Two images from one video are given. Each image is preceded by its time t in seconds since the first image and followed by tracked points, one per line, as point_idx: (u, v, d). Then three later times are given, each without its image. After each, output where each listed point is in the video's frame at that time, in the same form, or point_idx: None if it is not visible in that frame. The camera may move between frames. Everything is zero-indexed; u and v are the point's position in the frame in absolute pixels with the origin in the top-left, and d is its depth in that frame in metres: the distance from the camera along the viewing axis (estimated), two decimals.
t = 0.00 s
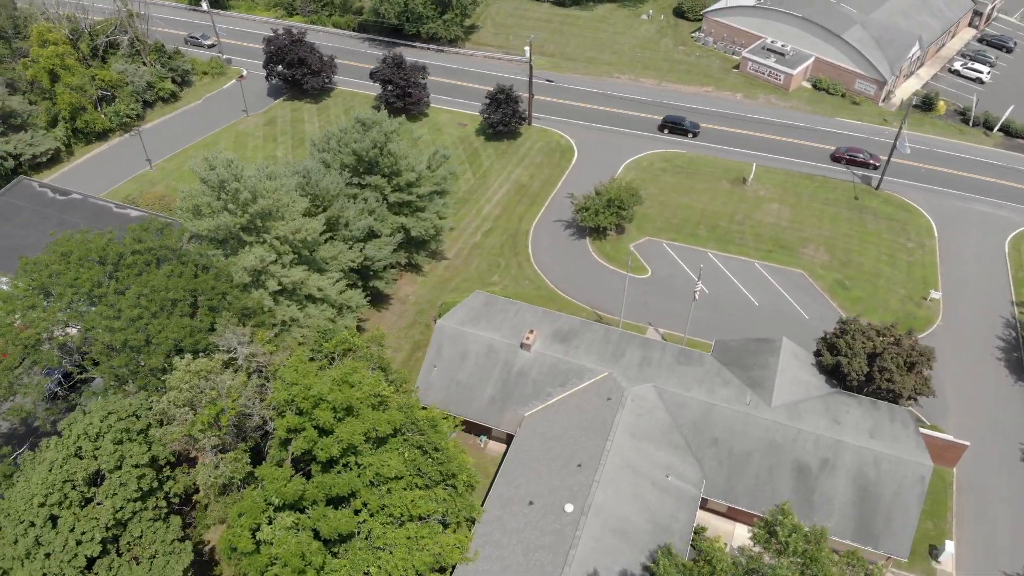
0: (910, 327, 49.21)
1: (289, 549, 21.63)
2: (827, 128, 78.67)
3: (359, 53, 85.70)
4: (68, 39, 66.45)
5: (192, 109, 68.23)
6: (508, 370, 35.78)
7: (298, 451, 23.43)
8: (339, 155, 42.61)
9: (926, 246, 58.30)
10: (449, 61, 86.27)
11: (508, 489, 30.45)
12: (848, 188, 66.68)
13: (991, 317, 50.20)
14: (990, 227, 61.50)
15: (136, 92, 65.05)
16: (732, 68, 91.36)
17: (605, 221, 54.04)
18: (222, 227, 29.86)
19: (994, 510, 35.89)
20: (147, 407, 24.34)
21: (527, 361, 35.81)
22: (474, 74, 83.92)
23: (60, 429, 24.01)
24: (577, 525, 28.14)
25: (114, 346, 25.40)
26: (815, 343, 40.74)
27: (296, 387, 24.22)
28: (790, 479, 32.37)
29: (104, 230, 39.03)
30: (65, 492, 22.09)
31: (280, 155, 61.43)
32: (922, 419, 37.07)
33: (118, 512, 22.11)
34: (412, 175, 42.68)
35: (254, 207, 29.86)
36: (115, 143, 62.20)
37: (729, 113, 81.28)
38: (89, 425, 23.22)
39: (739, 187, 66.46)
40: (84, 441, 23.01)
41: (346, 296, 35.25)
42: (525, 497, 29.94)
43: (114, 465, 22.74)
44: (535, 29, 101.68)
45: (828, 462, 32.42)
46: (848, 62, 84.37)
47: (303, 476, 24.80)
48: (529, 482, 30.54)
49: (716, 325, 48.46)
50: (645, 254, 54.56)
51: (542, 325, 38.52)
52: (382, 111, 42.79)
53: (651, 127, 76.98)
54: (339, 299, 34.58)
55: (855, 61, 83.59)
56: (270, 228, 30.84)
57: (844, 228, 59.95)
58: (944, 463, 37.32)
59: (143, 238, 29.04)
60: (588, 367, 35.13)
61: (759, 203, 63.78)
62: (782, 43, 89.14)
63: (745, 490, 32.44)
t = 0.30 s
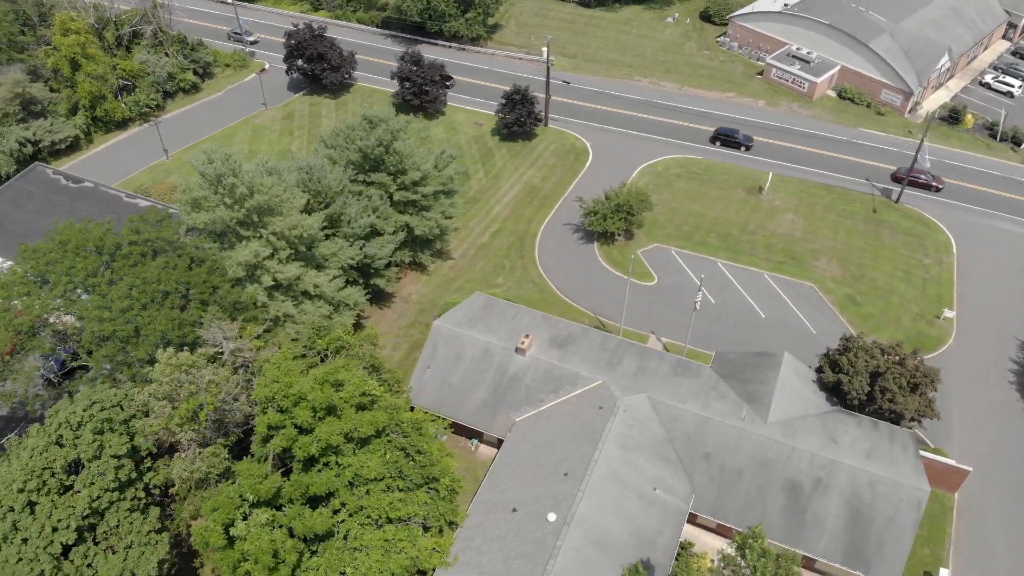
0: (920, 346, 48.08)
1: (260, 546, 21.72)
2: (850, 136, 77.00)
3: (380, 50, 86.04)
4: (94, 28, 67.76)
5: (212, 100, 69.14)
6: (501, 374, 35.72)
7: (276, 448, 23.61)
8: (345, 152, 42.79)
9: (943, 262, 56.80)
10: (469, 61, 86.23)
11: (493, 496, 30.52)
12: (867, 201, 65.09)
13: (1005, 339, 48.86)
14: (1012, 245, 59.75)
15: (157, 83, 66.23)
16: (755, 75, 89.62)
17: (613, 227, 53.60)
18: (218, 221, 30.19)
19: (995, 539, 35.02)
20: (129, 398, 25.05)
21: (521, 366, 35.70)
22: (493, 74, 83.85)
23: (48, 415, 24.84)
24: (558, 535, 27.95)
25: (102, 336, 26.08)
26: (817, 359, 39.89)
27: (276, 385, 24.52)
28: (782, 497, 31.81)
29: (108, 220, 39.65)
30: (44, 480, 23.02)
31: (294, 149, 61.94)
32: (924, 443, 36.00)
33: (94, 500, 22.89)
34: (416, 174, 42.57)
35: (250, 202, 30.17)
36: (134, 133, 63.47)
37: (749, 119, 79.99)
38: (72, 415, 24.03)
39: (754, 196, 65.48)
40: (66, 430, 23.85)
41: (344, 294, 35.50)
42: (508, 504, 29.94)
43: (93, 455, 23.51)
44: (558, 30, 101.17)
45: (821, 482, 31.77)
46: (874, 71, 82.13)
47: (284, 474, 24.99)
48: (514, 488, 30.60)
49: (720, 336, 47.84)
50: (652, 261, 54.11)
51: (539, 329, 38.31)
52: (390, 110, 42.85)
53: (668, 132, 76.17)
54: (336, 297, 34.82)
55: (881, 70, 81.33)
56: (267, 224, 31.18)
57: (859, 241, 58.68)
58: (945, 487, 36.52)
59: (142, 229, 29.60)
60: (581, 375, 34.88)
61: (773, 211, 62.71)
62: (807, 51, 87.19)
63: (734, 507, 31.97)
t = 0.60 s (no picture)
0: (930, 366, 46.90)
1: (232, 542, 21.87)
2: (872, 145, 75.33)
3: (401, 47, 86.34)
4: (119, 17, 68.88)
5: (232, 92, 69.96)
6: (493, 377, 35.62)
7: (255, 444, 23.76)
8: (352, 151, 42.91)
9: (959, 279, 55.23)
10: (489, 60, 86.14)
11: (476, 500, 30.53)
12: (885, 213, 63.62)
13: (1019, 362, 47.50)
14: None
15: (177, 73, 67.12)
16: (779, 80, 88.02)
17: (620, 232, 53.08)
18: (215, 214, 30.43)
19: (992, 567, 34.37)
20: (113, 389, 25.79)
21: (514, 369, 35.56)
22: (512, 73, 83.61)
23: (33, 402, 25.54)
24: (538, 543, 27.79)
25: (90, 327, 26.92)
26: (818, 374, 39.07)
27: (257, 381, 24.55)
28: (770, 515, 31.29)
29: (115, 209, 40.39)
30: (24, 466, 23.66)
31: (307, 143, 62.36)
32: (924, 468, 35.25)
33: (71, 488, 23.62)
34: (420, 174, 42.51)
35: (247, 197, 30.42)
36: (153, 122, 64.62)
37: (769, 125, 78.69)
38: (55, 404, 24.76)
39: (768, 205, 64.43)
40: (49, 417, 24.56)
41: (341, 291, 35.73)
42: (491, 510, 29.88)
43: (72, 445, 24.22)
44: (582, 30, 100.49)
45: (812, 501, 31.20)
46: (900, 80, 80.13)
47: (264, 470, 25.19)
48: (498, 494, 30.56)
49: (723, 347, 47.25)
50: (660, 268, 53.56)
51: (536, 333, 38.07)
52: (397, 108, 42.81)
53: (685, 136, 75.29)
54: (333, 294, 35.04)
55: (908, 80, 79.40)
56: (265, 219, 31.44)
57: (873, 254, 57.39)
58: (944, 512, 35.92)
59: (143, 218, 30.30)
60: (574, 381, 34.63)
61: (787, 220, 61.58)
62: (832, 58, 85.31)
63: (721, 522, 31.58)
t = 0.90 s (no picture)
0: (937, 386, 45.75)
1: (205, 534, 22.05)
2: (894, 155, 73.65)
3: (422, 42, 86.43)
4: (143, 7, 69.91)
5: (252, 83, 70.68)
6: (486, 379, 35.54)
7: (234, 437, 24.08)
8: (357, 147, 42.98)
9: (975, 296, 53.80)
10: (509, 58, 85.88)
11: (459, 503, 30.68)
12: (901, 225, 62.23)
13: None
14: None
15: (197, 63, 67.86)
16: (801, 86, 86.37)
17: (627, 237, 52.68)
18: (212, 206, 30.78)
19: None
20: (98, 376, 26.64)
21: (507, 372, 35.43)
22: (531, 72, 83.27)
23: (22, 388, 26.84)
24: (517, 549, 27.73)
25: (82, 311, 28.19)
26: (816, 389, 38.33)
27: (239, 375, 24.73)
28: (758, 532, 30.78)
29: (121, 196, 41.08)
30: (7, 450, 24.99)
31: (320, 136, 62.67)
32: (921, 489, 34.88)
33: (49, 474, 24.74)
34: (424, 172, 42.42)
35: (243, 190, 30.70)
36: (172, 110, 65.63)
37: (788, 131, 77.28)
38: (41, 389, 25.97)
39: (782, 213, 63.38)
40: (34, 402, 25.80)
41: (338, 287, 35.87)
42: (474, 514, 29.92)
43: (53, 430, 25.38)
44: (604, 29, 99.65)
45: (801, 519, 30.61)
46: (925, 90, 78.14)
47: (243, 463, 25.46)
48: (482, 497, 30.60)
49: (724, 356, 46.70)
50: (666, 274, 53.02)
51: (531, 336, 37.85)
52: (403, 104, 42.70)
53: (702, 140, 74.38)
54: (329, 290, 35.20)
55: (933, 90, 77.46)
56: (261, 213, 31.71)
57: (887, 268, 56.13)
58: (939, 534, 35.71)
59: (139, 208, 31.70)
60: (567, 387, 34.38)
61: (800, 229, 60.51)
62: (857, 65, 83.50)
63: (707, 536, 31.17)
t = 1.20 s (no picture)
0: (943, 405, 44.79)
1: (179, 526, 22.37)
2: (915, 166, 72.07)
3: (442, 38, 86.42)
4: None
5: (271, 74, 71.23)
6: (477, 380, 35.48)
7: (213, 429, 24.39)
8: (363, 142, 43.06)
9: (989, 314, 52.47)
10: (528, 56, 85.48)
11: (441, 505, 30.70)
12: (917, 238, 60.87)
13: None
14: None
15: (216, 54, 68.52)
16: (824, 92, 84.86)
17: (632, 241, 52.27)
18: (208, 199, 31.14)
19: None
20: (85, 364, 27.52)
21: (498, 374, 35.33)
22: (549, 71, 82.82)
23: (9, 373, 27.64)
24: (494, 554, 27.77)
25: (74, 297, 29.11)
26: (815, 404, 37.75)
27: (220, 367, 24.92)
28: (742, 548, 30.27)
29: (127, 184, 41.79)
30: None
31: (332, 129, 62.92)
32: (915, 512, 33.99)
33: (27, 458, 25.41)
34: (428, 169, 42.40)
35: (238, 183, 30.95)
36: (190, 99, 66.43)
37: (808, 138, 76.01)
38: (28, 373, 26.91)
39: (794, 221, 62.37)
40: (16, 386, 26.58)
41: (336, 282, 35.91)
42: (455, 516, 29.91)
43: (35, 414, 26.08)
44: (627, 29, 98.76)
45: (787, 537, 30.05)
46: (951, 100, 76.28)
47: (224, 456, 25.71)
48: (464, 499, 30.61)
49: (725, 365, 46.20)
50: (671, 280, 52.51)
51: (526, 338, 37.67)
52: (409, 101, 42.62)
53: (718, 145, 73.45)
54: (325, 285, 35.37)
55: (958, 100, 75.71)
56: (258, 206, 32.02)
57: (899, 281, 54.98)
58: (935, 560, 34.76)
59: (138, 198, 32.77)
60: (557, 391, 34.19)
61: (811, 238, 59.50)
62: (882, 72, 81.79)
63: (691, 550, 30.65)
